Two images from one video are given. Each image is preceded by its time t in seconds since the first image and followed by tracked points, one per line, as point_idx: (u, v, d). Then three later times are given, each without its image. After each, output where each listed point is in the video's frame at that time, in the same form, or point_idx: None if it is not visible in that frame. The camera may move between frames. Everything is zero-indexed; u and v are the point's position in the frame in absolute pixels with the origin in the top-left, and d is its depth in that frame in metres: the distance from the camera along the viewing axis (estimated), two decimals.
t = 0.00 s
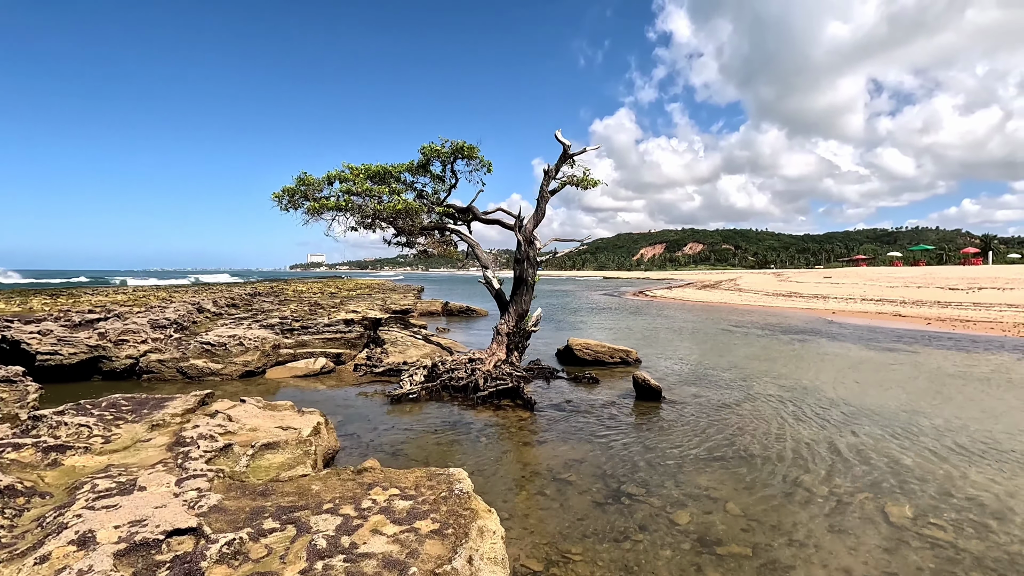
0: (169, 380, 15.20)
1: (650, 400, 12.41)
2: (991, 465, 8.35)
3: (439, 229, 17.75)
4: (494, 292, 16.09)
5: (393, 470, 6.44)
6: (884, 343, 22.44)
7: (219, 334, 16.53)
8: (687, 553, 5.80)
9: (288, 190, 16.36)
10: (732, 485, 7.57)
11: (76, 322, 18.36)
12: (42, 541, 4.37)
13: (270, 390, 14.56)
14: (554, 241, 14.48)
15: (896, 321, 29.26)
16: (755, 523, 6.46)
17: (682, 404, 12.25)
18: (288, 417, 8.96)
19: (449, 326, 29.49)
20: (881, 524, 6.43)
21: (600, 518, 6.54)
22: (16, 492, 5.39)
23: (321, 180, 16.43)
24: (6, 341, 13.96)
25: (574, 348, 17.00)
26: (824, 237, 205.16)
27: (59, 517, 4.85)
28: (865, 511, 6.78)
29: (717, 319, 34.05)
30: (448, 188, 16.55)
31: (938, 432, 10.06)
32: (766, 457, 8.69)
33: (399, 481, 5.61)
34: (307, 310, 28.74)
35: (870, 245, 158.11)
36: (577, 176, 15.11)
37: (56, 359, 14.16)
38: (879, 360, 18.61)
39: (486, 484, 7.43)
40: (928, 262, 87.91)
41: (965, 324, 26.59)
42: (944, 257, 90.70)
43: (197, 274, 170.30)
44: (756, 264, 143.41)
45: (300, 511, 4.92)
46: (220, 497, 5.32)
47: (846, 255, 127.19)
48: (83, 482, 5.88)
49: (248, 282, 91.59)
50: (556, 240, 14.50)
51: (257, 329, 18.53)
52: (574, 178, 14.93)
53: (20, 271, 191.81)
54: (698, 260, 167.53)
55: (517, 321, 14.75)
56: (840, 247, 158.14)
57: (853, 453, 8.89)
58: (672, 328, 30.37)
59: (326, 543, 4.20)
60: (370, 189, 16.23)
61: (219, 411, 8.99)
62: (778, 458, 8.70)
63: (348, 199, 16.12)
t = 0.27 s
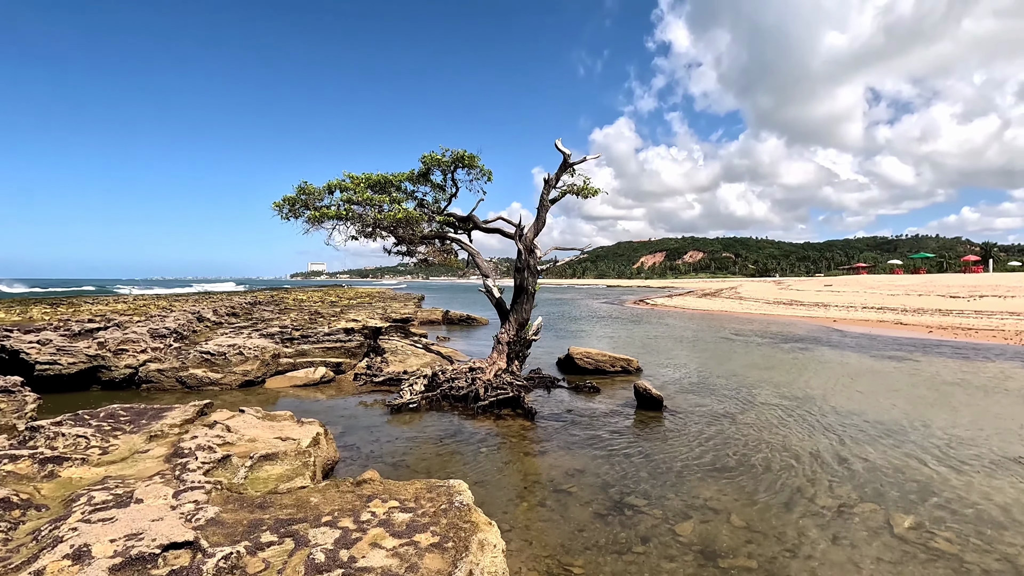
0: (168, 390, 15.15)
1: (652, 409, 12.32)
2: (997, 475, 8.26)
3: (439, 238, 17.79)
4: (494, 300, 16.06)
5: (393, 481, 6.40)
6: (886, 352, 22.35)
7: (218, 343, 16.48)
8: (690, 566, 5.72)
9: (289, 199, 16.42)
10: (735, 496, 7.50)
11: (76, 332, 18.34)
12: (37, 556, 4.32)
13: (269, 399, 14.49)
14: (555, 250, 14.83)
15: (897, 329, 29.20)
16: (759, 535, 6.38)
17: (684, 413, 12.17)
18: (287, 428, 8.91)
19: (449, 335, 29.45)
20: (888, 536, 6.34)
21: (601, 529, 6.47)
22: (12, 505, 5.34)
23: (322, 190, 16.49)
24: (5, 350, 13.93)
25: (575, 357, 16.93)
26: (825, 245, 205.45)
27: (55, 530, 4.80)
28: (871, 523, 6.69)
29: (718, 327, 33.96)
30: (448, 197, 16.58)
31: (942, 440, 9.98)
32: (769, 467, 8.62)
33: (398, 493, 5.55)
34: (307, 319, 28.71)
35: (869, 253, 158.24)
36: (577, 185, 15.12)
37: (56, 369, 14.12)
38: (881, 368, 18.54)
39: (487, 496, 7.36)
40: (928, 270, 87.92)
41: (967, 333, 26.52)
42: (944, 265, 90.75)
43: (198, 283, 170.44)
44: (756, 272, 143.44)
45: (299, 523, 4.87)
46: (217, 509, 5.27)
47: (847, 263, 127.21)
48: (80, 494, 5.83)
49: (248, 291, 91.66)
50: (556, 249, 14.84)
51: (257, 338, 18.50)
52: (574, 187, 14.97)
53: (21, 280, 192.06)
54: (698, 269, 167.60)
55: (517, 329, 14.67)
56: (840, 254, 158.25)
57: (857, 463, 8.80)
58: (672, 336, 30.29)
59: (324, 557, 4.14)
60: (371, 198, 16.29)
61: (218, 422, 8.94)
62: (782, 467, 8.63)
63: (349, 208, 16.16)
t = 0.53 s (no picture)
0: (169, 399, 15.13)
1: (654, 419, 12.24)
2: (1003, 484, 8.19)
3: (441, 247, 17.82)
4: (495, 309, 16.04)
5: (394, 493, 6.38)
6: (889, 360, 22.26)
7: (220, 352, 16.47)
8: None
9: (291, 208, 16.49)
10: (738, 507, 7.44)
11: (78, 341, 18.36)
12: (37, 569, 4.30)
13: (270, 409, 14.46)
14: (559, 258, 14.32)
15: (900, 337, 29.11)
16: (763, 547, 6.32)
17: (686, 422, 12.11)
18: (289, 438, 8.89)
19: (450, 343, 29.41)
20: (894, 548, 6.28)
21: (604, 541, 6.42)
22: (13, 517, 5.33)
23: (324, 199, 16.57)
24: (8, 359, 13.95)
25: (577, 365, 16.88)
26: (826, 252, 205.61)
27: (56, 543, 4.78)
28: (876, 535, 6.63)
29: (719, 335, 33.91)
30: (449, 206, 16.63)
31: (947, 450, 9.91)
32: (772, 478, 8.56)
33: (401, 505, 5.53)
34: (308, 327, 28.70)
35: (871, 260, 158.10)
36: (579, 193, 15.14)
37: (57, 378, 14.12)
38: (884, 376, 18.46)
39: (489, 507, 7.31)
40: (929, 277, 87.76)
41: (970, 340, 26.42)
42: (946, 272, 90.58)
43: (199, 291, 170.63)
44: (757, 279, 143.30)
45: (301, 536, 4.85)
46: (219, 522, 5.25)
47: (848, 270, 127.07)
48: (80, 506, 5.81)
49: (250, 298, 91.77)
50: (560, 257, 14.34)
51: (259, 347, 18.49)
52: (575, 195, 14.99)
53: (23, 288, 192.64)
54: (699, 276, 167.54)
55: (519, 338, 14.60)
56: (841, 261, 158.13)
57: (861, 474, 8.74)
58: (674, 343, 30.22)
59: (326, 570, 4.11)
60: (373, 207, 16.35)
61: (219, 432, 8.93)
62: (785, 478, 8.57)
63: (351, 217, 16.22)
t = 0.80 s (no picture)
0: (171, 409, 15.15)
1: (657, 429, 12.20)
2: (1008, 497, 8.16)
3: (442, 256, 17.88)
4: (497, 318, 16.03)
5: (397, 507, 6.40)
6: (892, 368, 22.19)
7: (222, 361, 16.51)
8: None
9: (294, 218, 16.58)
10: (741, 520, 7.42)
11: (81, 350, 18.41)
12: None
13: (272, 419, 14.47)
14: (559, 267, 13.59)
15: (902, 345, 29.05)
16: (766, 561, 6.30)
17: (689, 433, 12.08)
18: (291, 450, 8.91)
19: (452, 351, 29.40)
20: (898, 563, 6.25)
21: (607, 555, 6.40)
22: (18, 532, 5.35)
23: (327, 209, 16.68)
24: (12, 370, 14.00)
25: (578, 375, 16.87)
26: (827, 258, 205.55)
27: (61, 559, 4.80)
28: (880, 549, 6.61)
29: (721, 343, 33.84)
30: (451, 215, 16.70)
31: (951, 461, 9.87)
32: (776, 490, 8.53)
33: (404, 520, 5.54)
34: (310, 335, 28.73)
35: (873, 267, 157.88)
36: (580, 203, 15.19)
37: (60, 388, 14.16)
38: (887, 385, 18.39)
39: (491, 520, 7.30)
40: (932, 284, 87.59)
41: (973, 348, 26.32)
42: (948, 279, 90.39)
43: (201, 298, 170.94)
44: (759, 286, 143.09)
45: (304, 552, 4.86)
46: (222, 538, 5.28)
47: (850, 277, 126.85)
48: (85, 520, 5.84)
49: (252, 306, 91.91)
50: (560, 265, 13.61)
51: (261, 356, 18.50)
52: (577, 205, 15.02)
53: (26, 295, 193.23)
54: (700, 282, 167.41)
55: (521, 348, 14.57)
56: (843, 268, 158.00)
57: (865, 486, 8.71)
58: (676, 351, 30.15)
59: None
60: (375, 217, 16.42)
61: (222, 445, 8.94)
62: (788, 490, 8.55)
63: (353, 227, 16.29)
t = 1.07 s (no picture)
0: (170, 415, 15.11)
1: (656, 436, 12.17)
2: (1008, 503, 8.16)
3: (442, 261, 17.91)
4: (496, 324, 16.02)
5: (397, 516, 6.41)
6: (891, 373, 22.21)
7: (222, 368, 16.49)
8: None
9: (294, 224, 16.64)
10: (741, 527, 7.42)
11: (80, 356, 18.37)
12: None
13: (271, 425, 14.44)
14: (559, 271, 14.74)
15: (901, 349, 29.10)
16: (766, 569, 6.30)
17: (688, 439, 12.06)
18: (291, 458, 8.92)
19: (451, 356, 29.33)
20: (898, 570, 6.26)
21: (606, 563, 6.38)
22: (18, 542, 5.36)
23: (327, 215, 16.74)
24: (11, 376, 13.99)
25: (578, 380, 16.87)
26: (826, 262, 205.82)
27: (60, 569, 4.80)
28: (879, 557, 6.61)
29: (720, 348, 33.79)
30: (451, 221, 16.74)
31: (950, 468, 9.86)
32: (775, 497, 8.53)
33: (404, 529, 5.54)
34: (309, 340, 28.67)
35: (871, 271, 158.00)
36: (579, 210, 15.23)
37: (60, 395, 14.14)
38: (885, 391, 18.38)
39: (491, 527, 7.30)
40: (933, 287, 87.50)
41: (973, 353, 26.33)
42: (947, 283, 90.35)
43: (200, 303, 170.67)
44: (757, 291, 143.12)
45: (304, 562, 4.87)
46: (222, 548, 5.29)
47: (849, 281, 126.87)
48: (85, 529, 5.84)
49: (251, 311, 91.83)
50: (560, 269, 14.75)
51: (260, 362, 18.48)
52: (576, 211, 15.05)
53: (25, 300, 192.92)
54: (699, 287, 167.45)
55: (520, 353, 14.56)
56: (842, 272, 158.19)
57: (866, 493, 8.69)
58: (675, 356, 30.13)
59: None
60: (374, 222, 16.48)
61: (221, 452, 8.94)
62: (788, 497, 8.54)
63: (353, 233, 16.33)
